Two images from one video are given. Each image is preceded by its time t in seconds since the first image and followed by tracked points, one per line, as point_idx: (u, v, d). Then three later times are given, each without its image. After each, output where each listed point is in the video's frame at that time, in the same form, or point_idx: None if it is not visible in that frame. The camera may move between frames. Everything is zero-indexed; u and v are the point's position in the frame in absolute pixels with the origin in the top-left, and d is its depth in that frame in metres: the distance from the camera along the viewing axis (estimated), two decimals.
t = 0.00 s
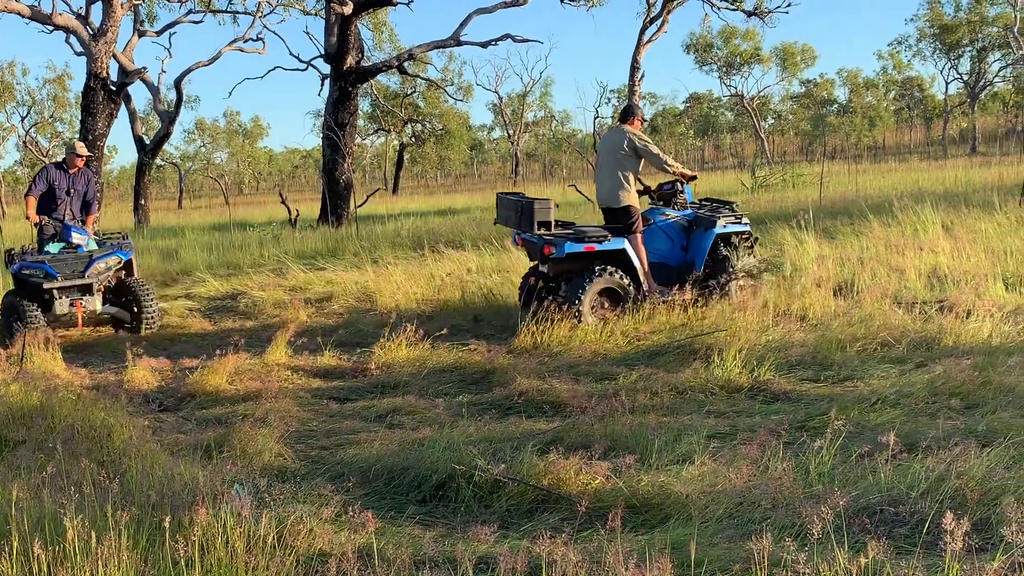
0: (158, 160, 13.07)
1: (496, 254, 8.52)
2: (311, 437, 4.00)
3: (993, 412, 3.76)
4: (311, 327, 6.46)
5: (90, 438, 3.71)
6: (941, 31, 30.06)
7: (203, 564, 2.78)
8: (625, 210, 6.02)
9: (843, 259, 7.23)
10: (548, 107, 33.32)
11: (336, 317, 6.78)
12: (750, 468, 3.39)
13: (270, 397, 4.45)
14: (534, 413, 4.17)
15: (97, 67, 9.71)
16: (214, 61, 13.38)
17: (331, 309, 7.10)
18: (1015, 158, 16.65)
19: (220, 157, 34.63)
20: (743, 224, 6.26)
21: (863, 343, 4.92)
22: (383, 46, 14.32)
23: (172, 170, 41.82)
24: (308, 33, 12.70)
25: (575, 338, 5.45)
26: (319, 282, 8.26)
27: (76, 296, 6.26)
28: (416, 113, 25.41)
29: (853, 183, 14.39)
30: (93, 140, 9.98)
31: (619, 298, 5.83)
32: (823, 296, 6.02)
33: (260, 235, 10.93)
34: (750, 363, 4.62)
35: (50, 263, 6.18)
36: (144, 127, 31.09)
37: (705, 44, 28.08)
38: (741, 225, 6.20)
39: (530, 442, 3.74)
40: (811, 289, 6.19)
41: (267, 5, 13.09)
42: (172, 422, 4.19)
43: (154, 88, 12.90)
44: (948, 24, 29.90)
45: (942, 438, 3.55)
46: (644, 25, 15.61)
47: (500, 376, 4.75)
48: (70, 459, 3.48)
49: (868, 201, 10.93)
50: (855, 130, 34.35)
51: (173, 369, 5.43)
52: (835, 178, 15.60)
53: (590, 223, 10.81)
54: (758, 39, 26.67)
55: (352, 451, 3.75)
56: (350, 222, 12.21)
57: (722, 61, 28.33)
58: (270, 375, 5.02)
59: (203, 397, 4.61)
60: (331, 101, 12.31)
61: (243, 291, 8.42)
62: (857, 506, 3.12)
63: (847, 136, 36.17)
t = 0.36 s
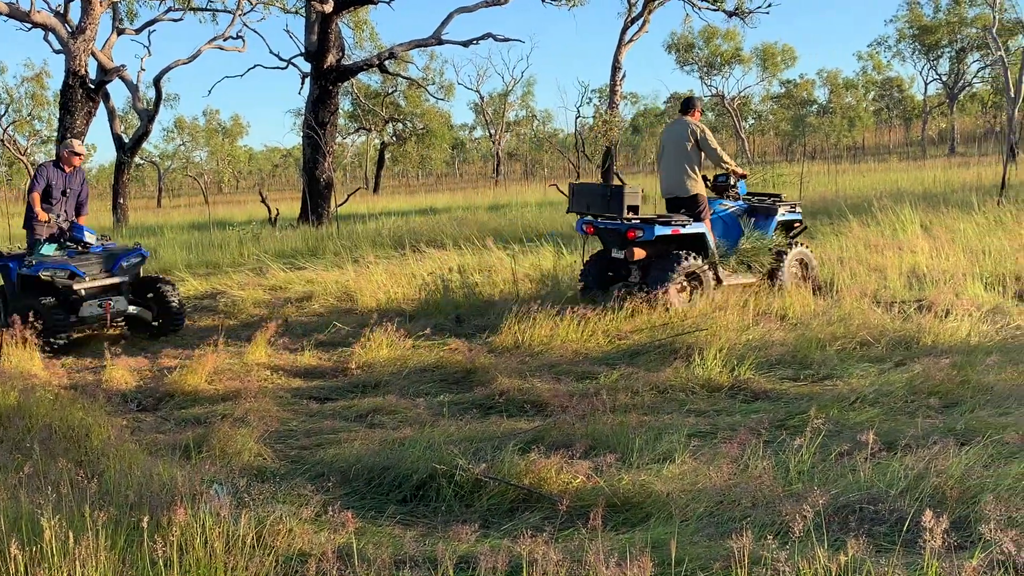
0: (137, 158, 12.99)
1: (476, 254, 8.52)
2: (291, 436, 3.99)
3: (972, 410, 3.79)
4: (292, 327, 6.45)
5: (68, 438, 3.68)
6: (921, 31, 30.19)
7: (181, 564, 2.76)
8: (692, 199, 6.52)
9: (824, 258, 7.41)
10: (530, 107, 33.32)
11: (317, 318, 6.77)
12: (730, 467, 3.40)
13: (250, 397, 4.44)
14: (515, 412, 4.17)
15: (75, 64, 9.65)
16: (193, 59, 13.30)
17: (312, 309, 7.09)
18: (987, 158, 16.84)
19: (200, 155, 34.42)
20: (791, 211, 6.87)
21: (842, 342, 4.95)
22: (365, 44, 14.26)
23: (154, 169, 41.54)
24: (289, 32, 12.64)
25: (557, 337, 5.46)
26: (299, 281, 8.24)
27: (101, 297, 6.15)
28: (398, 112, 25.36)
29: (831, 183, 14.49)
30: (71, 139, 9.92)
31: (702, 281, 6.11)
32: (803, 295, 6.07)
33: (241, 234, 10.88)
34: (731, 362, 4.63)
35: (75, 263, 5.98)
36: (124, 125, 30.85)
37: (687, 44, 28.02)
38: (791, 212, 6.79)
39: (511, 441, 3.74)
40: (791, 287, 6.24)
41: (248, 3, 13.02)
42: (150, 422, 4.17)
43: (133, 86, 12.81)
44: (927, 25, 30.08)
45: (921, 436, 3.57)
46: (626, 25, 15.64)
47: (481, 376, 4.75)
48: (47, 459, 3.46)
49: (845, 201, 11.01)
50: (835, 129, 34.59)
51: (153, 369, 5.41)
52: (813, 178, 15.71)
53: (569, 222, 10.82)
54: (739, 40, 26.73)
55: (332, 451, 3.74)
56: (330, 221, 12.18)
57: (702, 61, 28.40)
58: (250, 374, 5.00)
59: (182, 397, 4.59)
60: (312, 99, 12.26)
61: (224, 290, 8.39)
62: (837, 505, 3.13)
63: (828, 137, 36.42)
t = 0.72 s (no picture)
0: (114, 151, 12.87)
1: (455, 249, 8.54)
2: (268, 431, 3.98)
3: (947, 406, 3.83)
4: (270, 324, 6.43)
5: (42, 433, 3.66)
6: (898, 29, 30.34)
7: (157, 559, 2.74)
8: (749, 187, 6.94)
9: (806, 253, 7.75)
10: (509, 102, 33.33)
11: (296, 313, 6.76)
12: (707, 462, 3.41)
13: (226, 391, 4.43)
14: (493, 408, 4.18)
15: (52, 56, 9.55)
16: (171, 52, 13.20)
17: (291, 305, 7.08)
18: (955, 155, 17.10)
19: (178, 149, 34.20)
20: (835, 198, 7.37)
21: (820, 339, 4.99)
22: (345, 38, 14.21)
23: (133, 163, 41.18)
24: (267, 25, 12.57)
25: (536, 332, 5.47)
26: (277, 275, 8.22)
27: (163, 287, 6.27)
28: (376, 107, 25.33)
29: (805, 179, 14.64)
30: (47, 132, 9.83)
31: (769, 264, 6.60)
32: (781, 291, 6.12)
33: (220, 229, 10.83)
34: (708, 358, 4.66)
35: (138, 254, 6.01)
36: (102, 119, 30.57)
37: (665, 40, 28.15)
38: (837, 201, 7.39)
39: (489, 436, 3.74)
40: (769, 281, 6.28)
41: None
42: (126, 416, 4.16)
43: (110, 78, 12.71)
44: (903, 23, 30.33)
45: (897, 432, 3.60)
46: (605, 21, 15.67)
47: (459, 371, 4.75)
48: (20, 453, 3.44)
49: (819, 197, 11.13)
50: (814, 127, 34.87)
51: (129, 363, 5.39)
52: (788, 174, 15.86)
53: (546, 217, 10.84)
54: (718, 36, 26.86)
55: (309, 446, 3.73)
56: (309, 216, 12.15)
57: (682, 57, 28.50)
58: (227, 369, 5.00)
59: (158, 391, 4.57)
60: (290, 93, 12.21)
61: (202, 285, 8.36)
62: (813, 500, 3.14)
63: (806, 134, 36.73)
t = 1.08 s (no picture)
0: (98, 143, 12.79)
1: (441, 242, 8.54)
2: (253, 424, 3.97)
3: (931, 401, 3.85)
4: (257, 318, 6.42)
5: (26, 424, 3.65)
6: (885, 25, 30.32)
7: (142, 551, 2.73)
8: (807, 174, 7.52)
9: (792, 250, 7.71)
10: (497, 96, 33.25)
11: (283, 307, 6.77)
12: (692, 456, 3.42)
13: (212, 384, 4.42)
14: (479, 401, 4.19)
15: (37, 46, 9.49)
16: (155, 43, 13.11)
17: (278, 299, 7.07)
18: (938, 150, 17.18)
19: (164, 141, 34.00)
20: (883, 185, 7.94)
21: (805, 333, 5.02)
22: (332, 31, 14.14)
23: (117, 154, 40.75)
24: (253, 16, 12.51)
25: (523, 326, 5.48)
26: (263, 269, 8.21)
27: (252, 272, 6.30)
28: (363, 100, 25.24)
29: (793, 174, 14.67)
30: (32, 123, 9.77)
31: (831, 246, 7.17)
32: (767, 285, 6.13)
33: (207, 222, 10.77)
34: (694, 352, 4.67)
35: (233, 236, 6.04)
36: (88, 110, 30.36)
37: (653, 34, 28.14)
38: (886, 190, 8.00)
39: (474, 429, 3.75)
40: (756, 276, 6.30)
41: None
42: (111, 408, 4.15)
43: (95, 69, 12.62)
44: (891, 19, 30.34)
45: (881, 427, 3.62)
46: (593, 14, 15.64)
47: (446, 364, 4.75)
48: (4, 445, 3.43)
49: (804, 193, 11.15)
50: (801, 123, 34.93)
51: (114, 355, 5.38)
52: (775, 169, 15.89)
53: (532, 210, 10.83)
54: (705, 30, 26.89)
55: (294, 439, 3.72)
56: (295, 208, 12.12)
57: (669, 52, 28.49)
58: (212, 362, 5.00)
59: (143, 383, 4.57)
60: (277, 85, 12.16)
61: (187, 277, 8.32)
62: (799, 494, 3.15)
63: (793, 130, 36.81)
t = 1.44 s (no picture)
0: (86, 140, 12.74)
1: (430, 239, 8.54)
2: (242, 420, 3.97)
3: (919, 396, 3.87)
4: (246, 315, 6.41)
5: (13, 422, 3.64)
6: (873, 21, 30.32)
7: (129, 549, 2.72)
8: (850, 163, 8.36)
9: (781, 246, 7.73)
10: (488, 92, 33.19)
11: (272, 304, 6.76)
12: (681, 451, 3.43)
13: (201, 381, 4.42)
14: (468, 397, 4.19)
15: (24, 43, 9.45)
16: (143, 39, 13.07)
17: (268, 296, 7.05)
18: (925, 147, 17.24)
19: (152, 139, 33.81)
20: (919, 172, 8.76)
21: (794, 329, 5.04)
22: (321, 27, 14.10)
23: (105, 152, 40.46)
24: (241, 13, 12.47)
25: (512, 323, 5.48)
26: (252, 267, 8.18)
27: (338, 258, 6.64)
28: (353, 96, 25.16)
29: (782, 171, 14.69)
30: (20, 120, 9.73)
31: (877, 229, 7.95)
32: (756, 281, 6.15)
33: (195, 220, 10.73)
34: (683, 348, 4.68)
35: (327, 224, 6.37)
36: (76, 108, 30.17)
37: (642, 31, 28.14)
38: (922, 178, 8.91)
39: (463, 426, 3.75)
40: (745, 272, 6.32)
41: None
42: (99, 406, 4.15)
43: (83, 66, 12.57)
44: (880, 16, 30.32)
45: (869, 421, 3.63)
46: (582, 11, 15.62)
47: (435, 361, 4.76)
48: None
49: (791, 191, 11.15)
50: (790, 119, 34.99)
51: (103, 352, 5.37)
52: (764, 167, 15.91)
53: (521, 206, 10.83)
54: (693, 27, 26.91)
55: (283, 436, 3.73)
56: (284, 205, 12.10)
57: (659, 49, 28.48)
58: (201, 359, 5.00)
59: (132, 380, 4.57)
60: (266, 82, 12.12)
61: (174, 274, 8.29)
62: (786, 489, 3.16)
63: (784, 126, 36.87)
